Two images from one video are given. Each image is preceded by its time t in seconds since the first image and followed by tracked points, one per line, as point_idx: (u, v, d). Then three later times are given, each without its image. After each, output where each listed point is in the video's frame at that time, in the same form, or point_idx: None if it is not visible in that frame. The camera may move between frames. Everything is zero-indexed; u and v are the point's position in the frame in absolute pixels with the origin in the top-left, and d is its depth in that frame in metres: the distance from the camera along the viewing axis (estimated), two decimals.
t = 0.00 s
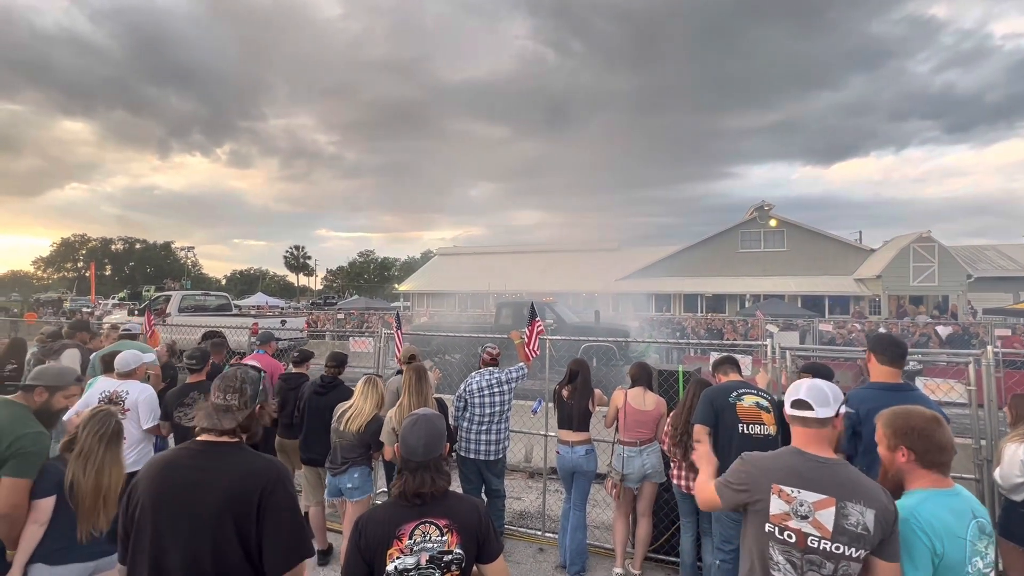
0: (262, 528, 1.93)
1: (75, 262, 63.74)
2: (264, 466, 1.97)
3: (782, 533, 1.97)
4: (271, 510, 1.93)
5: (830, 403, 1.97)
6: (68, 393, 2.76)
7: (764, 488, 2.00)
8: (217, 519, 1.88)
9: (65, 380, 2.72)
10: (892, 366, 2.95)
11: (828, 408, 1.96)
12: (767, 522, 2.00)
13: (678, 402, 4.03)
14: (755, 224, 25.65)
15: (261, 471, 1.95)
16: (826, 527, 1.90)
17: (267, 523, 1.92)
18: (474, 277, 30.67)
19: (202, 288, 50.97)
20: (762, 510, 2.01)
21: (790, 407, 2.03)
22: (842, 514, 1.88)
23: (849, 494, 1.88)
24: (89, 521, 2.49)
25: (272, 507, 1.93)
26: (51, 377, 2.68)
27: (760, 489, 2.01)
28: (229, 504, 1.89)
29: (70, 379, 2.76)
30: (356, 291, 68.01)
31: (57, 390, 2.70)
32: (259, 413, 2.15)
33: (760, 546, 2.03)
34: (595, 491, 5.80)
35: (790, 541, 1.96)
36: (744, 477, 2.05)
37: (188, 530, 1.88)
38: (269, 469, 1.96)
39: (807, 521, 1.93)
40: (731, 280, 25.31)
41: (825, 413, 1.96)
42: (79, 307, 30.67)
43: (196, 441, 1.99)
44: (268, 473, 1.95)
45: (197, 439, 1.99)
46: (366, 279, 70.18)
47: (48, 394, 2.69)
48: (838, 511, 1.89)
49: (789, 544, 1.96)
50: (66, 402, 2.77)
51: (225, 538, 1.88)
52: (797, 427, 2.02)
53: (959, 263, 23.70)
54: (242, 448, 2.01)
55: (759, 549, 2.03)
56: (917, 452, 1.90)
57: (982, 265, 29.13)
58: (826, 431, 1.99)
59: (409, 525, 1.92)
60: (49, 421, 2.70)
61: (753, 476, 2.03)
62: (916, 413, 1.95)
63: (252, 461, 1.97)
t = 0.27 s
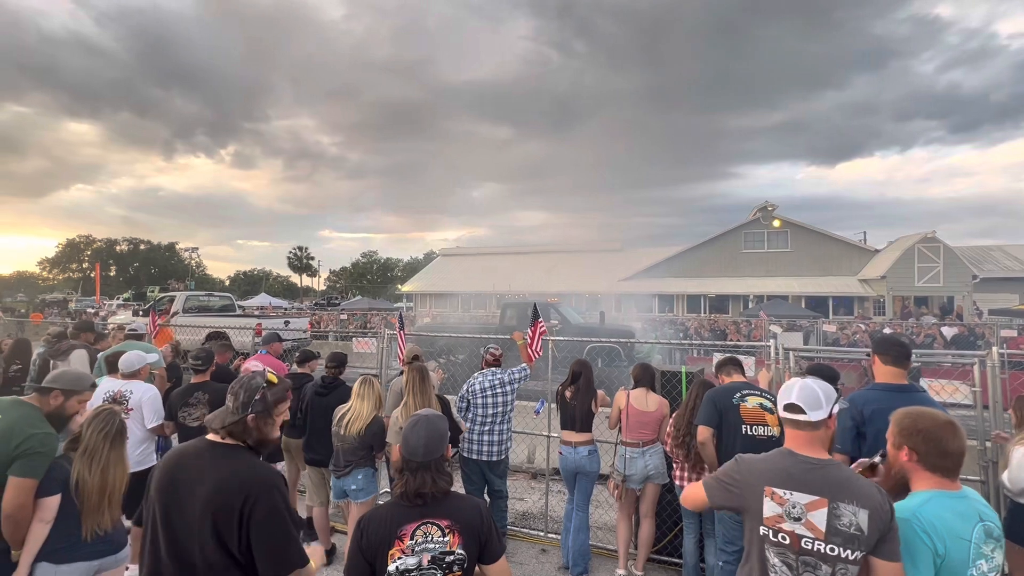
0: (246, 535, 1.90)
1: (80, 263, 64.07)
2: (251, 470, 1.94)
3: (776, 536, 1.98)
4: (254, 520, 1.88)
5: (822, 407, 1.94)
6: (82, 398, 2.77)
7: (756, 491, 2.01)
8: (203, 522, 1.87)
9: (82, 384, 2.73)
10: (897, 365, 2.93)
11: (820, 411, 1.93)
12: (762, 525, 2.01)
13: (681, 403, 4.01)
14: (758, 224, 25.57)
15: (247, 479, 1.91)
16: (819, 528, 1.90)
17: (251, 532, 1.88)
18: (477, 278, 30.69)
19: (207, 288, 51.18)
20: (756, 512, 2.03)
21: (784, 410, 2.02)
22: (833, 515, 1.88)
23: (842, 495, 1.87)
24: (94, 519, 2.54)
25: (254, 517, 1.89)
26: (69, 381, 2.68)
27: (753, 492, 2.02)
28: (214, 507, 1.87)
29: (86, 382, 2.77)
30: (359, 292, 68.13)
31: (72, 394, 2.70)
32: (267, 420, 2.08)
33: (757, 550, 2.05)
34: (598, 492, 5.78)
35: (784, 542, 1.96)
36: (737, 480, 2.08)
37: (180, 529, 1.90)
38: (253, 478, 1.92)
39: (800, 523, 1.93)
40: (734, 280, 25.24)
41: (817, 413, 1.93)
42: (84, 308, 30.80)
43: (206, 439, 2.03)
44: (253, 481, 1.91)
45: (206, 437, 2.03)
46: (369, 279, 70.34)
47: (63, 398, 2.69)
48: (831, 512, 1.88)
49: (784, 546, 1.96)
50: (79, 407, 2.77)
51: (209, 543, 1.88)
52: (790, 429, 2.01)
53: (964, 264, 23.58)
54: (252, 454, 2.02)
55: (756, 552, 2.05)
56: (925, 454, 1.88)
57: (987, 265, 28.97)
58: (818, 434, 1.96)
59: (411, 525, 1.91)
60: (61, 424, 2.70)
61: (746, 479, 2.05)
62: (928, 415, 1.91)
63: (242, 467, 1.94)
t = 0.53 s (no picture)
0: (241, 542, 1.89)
1: (86, 264, 64.43)
2: (255, 476, 1.94)
3: (772, 539, 1.98)
4: (247, 528, 1.87)
5: (816, 407, 1.97)
6: (95, 399, 2.75)
7: (752, 493, 2.02)
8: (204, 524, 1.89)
9: (95, 386, 2.71)
10: (904, 366, 2.93)
11: (814, 412, 1.96)
12: (758, 528, 2.01)
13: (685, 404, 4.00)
14: (762, 225, 25.49)
15: (246, 484, 1.91)
16: (814, 530, 1.92)
17: (245, 540, 1.87)
18: (481, 279, 30.71)
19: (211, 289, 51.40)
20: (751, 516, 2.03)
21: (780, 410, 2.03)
22: (828, 517, 1.90)
23: (836, 497, 1.90)
24: (101, 519, 2.55)
25: (248, 524, 1.87)
26: (82, 382, 2.66)
27: (749, 495, 2.03)
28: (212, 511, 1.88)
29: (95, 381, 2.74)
30: (363, 293, 68.27)
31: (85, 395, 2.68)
32: (279, 426, 2.07)
33: (754, 555, 2.04)
34: (601, 493, 5.77)
35: (781, 546, 1.97)
36: (733, 486, 2.09)
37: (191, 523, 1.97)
38: (252, 483, 1.91)
39: (796, 526, 1.95)
40: (738, 281, 25.18)
41: (811, 414, 1.96)
42: (89, 309, 30.95)
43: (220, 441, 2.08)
44: (253, 487, 1.91)
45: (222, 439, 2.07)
46: (373, 280, 70.44)
47: (77, 398, 2.67)
48: (826, 513, 1.90)
49: (780, 549, 1.97)
50: (92, 408, 2.75)
51: (207, 544, 1.90)
52: (785, 431, 2.03)
53: (971, 265, 23.44)
54: (262, 458, 2.02)
55: (753, 556, 2.05)
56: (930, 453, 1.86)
57: (993, 266, 28.80)
58: (813, 435, 2.00)
59: (415, 525, 1.91)
60: (72, 423, 2.68)
61: (742, 482, 2.06)
62: (941, 418, 1.88)
63: (245, 472, 1.94)
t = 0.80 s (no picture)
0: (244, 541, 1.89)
1: (93, 265, 64.84)
2: (265, 476, 1.94)
3: (756, 537, 1.98)
4: (252, 527, 1.87)
5: (803, 409, 1.97)
6: (106, 399, 2.70)
7: (737, 491, 2.02)
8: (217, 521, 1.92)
9: (105, 386, 2.68)
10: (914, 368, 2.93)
11: (800, 414, 1.96)
12: (742, 527, 2.01)
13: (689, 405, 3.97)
14: (767, 226, 25.40)
15: (257, 483, 1.91)
16: (795, 527, 1.93)
17: (247, 539, 1.87)
18: (484, 280, 30.72)
19: (216, 290, 51.65)
20: (735, 514, 2.03)
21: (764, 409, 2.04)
22: (810, 515, 1.92)
23: (817, 495, 1.91)
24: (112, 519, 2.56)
25: (252, 524, 1.87)
26: (92, 381, 2.64)
27: (729, 493, 2.04)
28: (224, 508, 1.90)
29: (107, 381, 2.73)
30: (367, 294, 68.41)
31: (95, 395, 2.64)
32: (297, 431, 2.06)
33: (736, 552, 2.03)
34: (605, 495, 5.75)
35: (765, 543, 1.97)
36: (716, 484, 2.08)
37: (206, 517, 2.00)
38: (262, 482, 1.92)
39: (778, 523, 1.95)
40: (743, 282, 25.09)
41: (795, 415, 1.96)
42: (95, 310, 31.13)
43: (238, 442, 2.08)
44: (263, 486, 1.91)
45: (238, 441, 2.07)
46: (377, 281, 70.68)
47: (87, 399, 2.63)
48: (807, 511, 1.92)
49: (764, 547, 1.97)
50: (104, 409, 2.70)
51: (218, 538, 1.92)
52: (770, 431, 2.03)
53: (978, 265, 23.28)
54: (277, 461, 2.01)
55: (735, 555, 2.04)
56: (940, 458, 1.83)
57: (1000, 267, 28.62)
58: (798, 435, 1.99)
59: (417, 527, 1.90)
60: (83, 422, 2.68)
61: (726, 481, 2.05)
62: (959, 425, 1.85)
63: (258, 471, 1.95)
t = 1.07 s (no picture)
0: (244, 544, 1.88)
1: (99, 267, 65.20)
2: (264, 479, 1.93)
3: (740, 536, 2.00)
4: (251, 530, 1.86)
5: (780, 406, 2.01)
6: (103, 392, 2.75)
7: (720, 490, 2.03)
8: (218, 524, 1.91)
9: (100, 378, 2.71)
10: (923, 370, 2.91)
11: (778, 411, 1.99)
12: (726, 527, 2.02)
13: (693, 408, 3.95)
14: (771, 227, 25.31)
15: (256, 485, 1.90)
16: (778, 525, 1.96)
17: (247, 542, 1.86)
18: (488, 282, 30.72)
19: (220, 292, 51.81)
20: (719, 513, 2.04)
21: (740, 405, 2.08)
22: (792, 512, 1.95)
23: (799, 492, 1.95)
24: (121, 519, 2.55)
25: (252, 526, 1.86)
26: (88, 375, 2.67)
27: (712, 493, 2.05)
28: (224, 511, 1.90)
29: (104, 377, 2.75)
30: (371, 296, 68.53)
31: (94, 388, 2.69)
32: (301, 430, 2.07)
33: (719, 553, 2.05)
34: (608, 497, 5.73)
35: (748, 541, 1.99)
36: (698, 484, 2.09)
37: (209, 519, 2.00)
38: (261, 485, 1.91)
39: (761, 521, 1.98)
40: (747, 284, 25.00)
41: (767, 411, 2.00)
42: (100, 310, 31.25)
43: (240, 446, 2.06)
44: (262, 489, 1.90)
45: (243, 444, 2.06)
46: (381, 283, 70.83)
47: (84, 393, 2.67)
48: (789, 509, 1.95)
49: (748, 546, 1.99)
50: (100, 402, 2.76)
51: (219, 540, 1.92)
52: (749, 428, 2.07)
53: (985, 267, 23.14)
54: (278, 463, 2.01)
55: (718, 555, 2.05)
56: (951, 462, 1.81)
57: (1008, 268, 28.42)
58: (776, 432, 2.02)
59: (420, 527, 1.89)
60: (83, 418, 2.69)
61: (709, 480, 2.06)
62: (976, 432, 1.81)
63: (258, 473, 1.94)
